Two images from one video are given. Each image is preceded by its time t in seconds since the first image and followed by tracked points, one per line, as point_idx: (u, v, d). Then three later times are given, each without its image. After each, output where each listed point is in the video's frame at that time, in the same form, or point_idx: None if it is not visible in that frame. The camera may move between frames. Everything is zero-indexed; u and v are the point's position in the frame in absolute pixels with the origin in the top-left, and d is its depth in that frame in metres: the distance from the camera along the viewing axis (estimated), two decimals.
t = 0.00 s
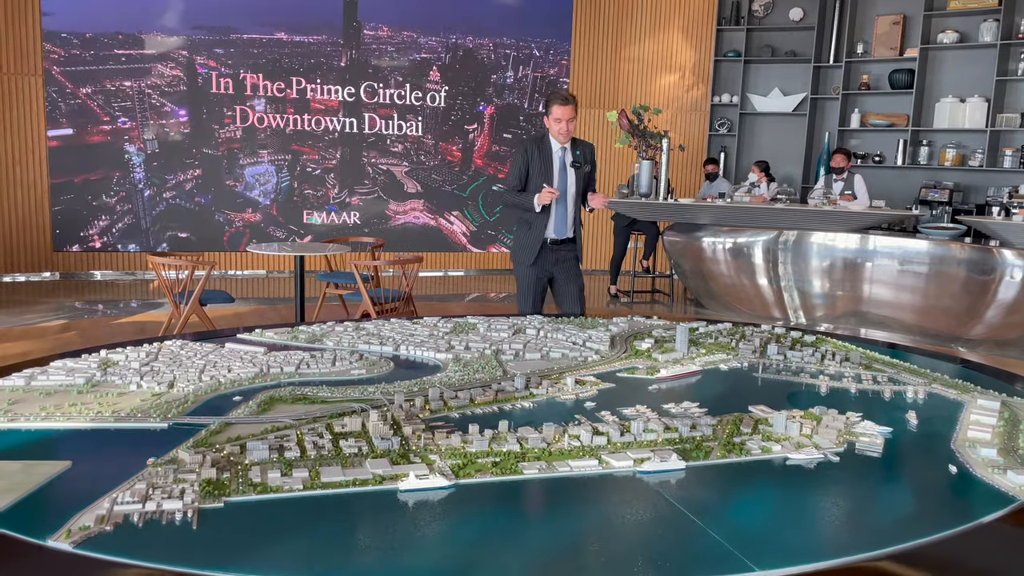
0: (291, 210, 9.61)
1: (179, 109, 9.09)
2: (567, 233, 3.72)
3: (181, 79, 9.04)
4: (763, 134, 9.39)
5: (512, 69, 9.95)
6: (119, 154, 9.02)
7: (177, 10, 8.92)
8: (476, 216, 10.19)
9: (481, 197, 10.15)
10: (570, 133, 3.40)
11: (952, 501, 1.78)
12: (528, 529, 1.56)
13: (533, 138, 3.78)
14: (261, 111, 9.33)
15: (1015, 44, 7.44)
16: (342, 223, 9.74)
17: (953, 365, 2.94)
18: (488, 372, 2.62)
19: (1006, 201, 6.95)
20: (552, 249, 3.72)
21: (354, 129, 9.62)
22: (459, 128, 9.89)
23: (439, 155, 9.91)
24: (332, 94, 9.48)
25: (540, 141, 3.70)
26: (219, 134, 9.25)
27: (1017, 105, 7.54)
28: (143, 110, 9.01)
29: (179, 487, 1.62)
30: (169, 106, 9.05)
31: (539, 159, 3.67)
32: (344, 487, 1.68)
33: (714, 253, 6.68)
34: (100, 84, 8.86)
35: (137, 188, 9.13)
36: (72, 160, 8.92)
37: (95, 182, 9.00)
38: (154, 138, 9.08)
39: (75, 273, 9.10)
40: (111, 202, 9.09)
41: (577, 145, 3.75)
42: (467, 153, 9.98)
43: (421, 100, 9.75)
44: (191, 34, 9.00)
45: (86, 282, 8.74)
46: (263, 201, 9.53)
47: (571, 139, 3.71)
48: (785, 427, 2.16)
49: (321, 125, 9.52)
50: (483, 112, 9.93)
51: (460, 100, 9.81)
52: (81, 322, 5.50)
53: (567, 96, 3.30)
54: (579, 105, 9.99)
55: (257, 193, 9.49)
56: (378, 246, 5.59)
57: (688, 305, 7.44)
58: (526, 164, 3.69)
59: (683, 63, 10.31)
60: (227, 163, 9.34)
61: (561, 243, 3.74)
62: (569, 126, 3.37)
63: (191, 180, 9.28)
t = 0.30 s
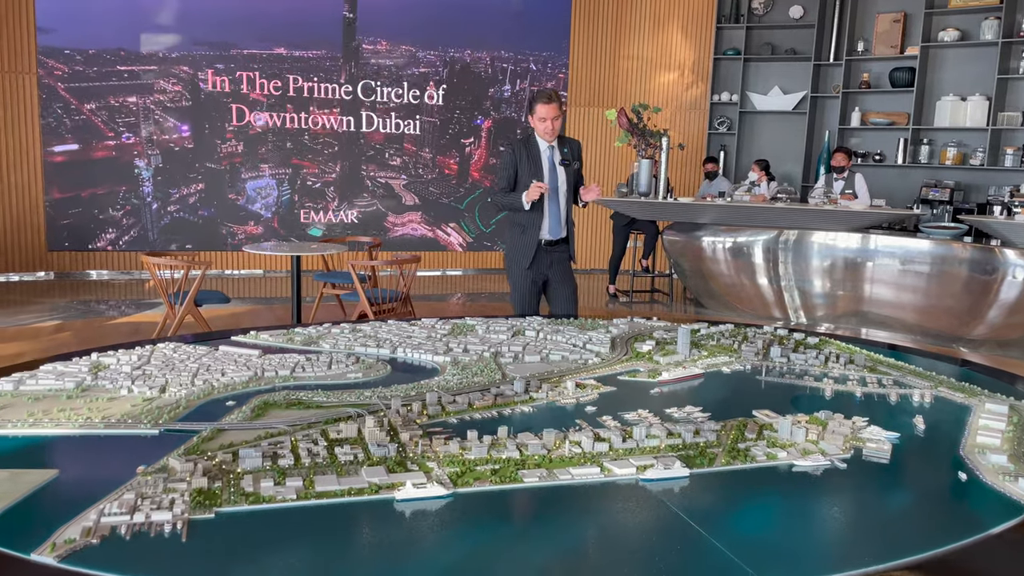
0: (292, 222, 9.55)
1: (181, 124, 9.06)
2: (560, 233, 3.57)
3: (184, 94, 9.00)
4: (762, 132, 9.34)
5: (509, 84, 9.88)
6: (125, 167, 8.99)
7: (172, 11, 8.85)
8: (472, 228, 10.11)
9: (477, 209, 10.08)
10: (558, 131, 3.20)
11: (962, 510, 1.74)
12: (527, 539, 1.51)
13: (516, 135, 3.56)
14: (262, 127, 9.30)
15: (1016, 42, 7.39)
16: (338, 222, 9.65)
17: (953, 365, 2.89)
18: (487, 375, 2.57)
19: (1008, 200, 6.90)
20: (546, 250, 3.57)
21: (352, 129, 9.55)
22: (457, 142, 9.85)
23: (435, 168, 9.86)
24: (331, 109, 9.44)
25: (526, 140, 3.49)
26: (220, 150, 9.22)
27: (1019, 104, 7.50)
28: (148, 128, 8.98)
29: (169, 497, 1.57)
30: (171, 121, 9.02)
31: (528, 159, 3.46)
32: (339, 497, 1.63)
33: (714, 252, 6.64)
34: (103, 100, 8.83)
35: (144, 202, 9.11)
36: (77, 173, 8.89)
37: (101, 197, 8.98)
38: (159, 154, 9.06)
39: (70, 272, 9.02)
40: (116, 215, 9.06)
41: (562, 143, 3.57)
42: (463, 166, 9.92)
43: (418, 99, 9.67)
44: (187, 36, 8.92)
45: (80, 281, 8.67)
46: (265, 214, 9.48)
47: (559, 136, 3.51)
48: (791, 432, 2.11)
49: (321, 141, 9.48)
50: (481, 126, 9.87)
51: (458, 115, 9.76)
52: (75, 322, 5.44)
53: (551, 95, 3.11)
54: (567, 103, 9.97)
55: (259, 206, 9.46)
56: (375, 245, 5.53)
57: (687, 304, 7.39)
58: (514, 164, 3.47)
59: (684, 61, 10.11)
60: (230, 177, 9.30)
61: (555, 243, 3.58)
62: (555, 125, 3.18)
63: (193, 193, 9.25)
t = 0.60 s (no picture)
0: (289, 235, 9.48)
1: (179, 141, 9.00)
2: (549, 232, 3.52)
3: (182, 110, 8.94)
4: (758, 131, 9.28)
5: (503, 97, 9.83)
6: (125, 184, 8.94)
7: (162, 11, 8.74)
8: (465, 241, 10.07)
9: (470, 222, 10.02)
10: (539, 130, 3.29)
11: (958, 520, 1.68)
12: (507, 552, 1.46)
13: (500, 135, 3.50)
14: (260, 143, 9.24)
15: (1013, 40, 7.35)
16: (331, 222, 9.56)
17: (947, 366, 2.85)
18: (473, 378, 2.52)
19: (1004, 199, 6.85)
20: (535, 252, 3.52)
21: (343, 127, 9.45)
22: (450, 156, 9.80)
23: (428, 183, 9.79)
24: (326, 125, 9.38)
25: (510, 139, 3.43)
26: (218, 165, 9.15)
27: (1015, 103, 7.47)
28: (146, 143, 8.92)
29: (136, 509, 1.51)
30: (169, 137, 8.97)
31: (513, 158, 3.41)
32: (313, 508, 1.57)
33: (708, 252, 6.58)
34: (101, 117, 8.75)
35: (147, 217, 9.06)
36: (77, 190, 8.82)
37: (102, 213, 8.92)
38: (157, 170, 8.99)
39: (60, 273, 8.92)
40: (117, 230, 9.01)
41: (547, 140, 3.51)
42: (456, 180, 9.86)
43: (412, 97, 9.58)
44: (177, 36, 8.81)
45: (70, 282, 8.59)
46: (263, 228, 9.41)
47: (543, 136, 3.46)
48: (782, 438, 2.06)
49: (315, 156, 9.42)
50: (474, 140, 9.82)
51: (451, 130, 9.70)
52: (61, 323, 5.37)
53: (532, 93, 3.20)
54: (560, 101, 9.86)
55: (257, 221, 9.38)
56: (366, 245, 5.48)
57: (682, 305, 7.34)
58: (499, 163, 3.40)
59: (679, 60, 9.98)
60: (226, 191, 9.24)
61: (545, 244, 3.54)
62: (537, 122, 3.26)
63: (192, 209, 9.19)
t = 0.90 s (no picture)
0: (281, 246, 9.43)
1: (172, 155, 8.93)
2: (531, 234, 3.48)
3: (174, 125, 8.87)
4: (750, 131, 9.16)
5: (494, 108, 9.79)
6: (119, 198, 8.86)
7: (148, 9, 8.61)
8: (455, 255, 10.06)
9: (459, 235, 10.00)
10: (520, 128, 3.28)
11: (937, 532, 1.62)
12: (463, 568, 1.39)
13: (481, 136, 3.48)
14: (251, 156, 9.17)
15: (1006, 39, 7.30)
16: (321, 221, 9.49)
17: (939, 369, 2.79)
18: (446, 384, 2.45)
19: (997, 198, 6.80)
20: (516, 253, 3.48)
21: (332, 126, 9.36)
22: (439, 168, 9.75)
23: (418, 196, 9.76)
24: (317, 138, 9.33)
25: (490, 140, 3.40)
26: (211, 179, 9.09)
27: (1009, 102, 7.42)
28: (139, 157, 8.85)
29: (77, 523, 1.45)
30: (163, 153, 8.90)
31: (492, 160, 3.37)
32: (263, 522, 1.51)
33: (699, 252, 6.52)
34: (94, 131, 8.67)
35: (144, 228, 8.99)
36: (70, 206, 8.74)
37: (97, 227, 8.85)
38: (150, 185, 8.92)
39: (46, 274, 8.78)
40: (112, 243, 8.94)
41: (528, 139, 3.45)
42: (446, 192, 9.82)
43: (403, 96, 9.50)
44: (164, 35, 8.69)
45: (57, 283, 8.50)
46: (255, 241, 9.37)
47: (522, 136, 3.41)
48: (759, 446, 2.00)
49: (307, 168, 9.36)
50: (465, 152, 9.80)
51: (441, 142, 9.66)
52: (41, 325, 5.30)
53: (509, 92, 3.18)
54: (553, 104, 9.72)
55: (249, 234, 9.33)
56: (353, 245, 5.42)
57: (673, 305, 7.27)
58: (477, 164, 3.39)
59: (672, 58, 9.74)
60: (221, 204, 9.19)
61: (526, 245, 3.49)
62: (517, 122, 3.25)
63: (186, 221, 9.13)
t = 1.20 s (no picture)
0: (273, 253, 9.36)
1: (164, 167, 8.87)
2: (512, 237, 3.42)
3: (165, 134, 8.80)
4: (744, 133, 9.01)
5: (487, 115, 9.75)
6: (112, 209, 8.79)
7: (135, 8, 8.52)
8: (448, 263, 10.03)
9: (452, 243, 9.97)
10: (499, 128, 3.23)
11: (912, 549, 1.56)
12: None
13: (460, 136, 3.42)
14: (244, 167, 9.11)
15: (1001, 38, 7.24)
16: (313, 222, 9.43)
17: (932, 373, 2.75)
18: (418, 392, 2.38)
19: (992, 200, 6.74)
20: (497, 256, 3.41)
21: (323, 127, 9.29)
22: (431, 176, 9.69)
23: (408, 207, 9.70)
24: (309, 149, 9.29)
25: (469, 140, 3.34)
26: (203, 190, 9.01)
27: (1004, 102, 7.36)
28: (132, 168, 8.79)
29: (10, 542, 1.38)
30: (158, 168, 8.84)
31: (471, 162, 3.32)
32: (207, 541, 1.44)
33: (691, 254, 6.46)
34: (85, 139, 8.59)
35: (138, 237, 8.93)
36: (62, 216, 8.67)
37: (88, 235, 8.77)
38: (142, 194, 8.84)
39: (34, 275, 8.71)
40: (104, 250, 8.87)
41: (508, 140, 3.39)
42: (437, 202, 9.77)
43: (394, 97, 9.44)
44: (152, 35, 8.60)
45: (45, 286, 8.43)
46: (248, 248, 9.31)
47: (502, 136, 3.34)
48: (733, 457, 1.94)
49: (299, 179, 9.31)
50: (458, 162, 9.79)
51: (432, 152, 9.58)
52: (22, 329, 5.23)
53: (488, 92, 3.11)
54: (544, 104, 9.16)
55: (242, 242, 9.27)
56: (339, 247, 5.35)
57: (666, 308, 7.19)
58: (456, 165, 3.34)
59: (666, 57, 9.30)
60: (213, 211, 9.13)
61: (507, 248, 3.43)
62: (495, 121, 3.21)
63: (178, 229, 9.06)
